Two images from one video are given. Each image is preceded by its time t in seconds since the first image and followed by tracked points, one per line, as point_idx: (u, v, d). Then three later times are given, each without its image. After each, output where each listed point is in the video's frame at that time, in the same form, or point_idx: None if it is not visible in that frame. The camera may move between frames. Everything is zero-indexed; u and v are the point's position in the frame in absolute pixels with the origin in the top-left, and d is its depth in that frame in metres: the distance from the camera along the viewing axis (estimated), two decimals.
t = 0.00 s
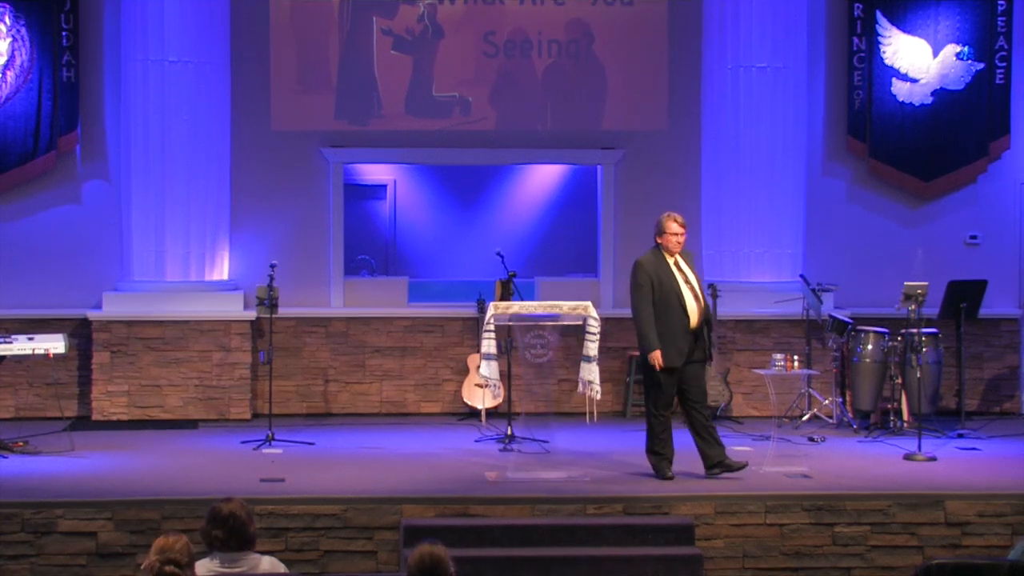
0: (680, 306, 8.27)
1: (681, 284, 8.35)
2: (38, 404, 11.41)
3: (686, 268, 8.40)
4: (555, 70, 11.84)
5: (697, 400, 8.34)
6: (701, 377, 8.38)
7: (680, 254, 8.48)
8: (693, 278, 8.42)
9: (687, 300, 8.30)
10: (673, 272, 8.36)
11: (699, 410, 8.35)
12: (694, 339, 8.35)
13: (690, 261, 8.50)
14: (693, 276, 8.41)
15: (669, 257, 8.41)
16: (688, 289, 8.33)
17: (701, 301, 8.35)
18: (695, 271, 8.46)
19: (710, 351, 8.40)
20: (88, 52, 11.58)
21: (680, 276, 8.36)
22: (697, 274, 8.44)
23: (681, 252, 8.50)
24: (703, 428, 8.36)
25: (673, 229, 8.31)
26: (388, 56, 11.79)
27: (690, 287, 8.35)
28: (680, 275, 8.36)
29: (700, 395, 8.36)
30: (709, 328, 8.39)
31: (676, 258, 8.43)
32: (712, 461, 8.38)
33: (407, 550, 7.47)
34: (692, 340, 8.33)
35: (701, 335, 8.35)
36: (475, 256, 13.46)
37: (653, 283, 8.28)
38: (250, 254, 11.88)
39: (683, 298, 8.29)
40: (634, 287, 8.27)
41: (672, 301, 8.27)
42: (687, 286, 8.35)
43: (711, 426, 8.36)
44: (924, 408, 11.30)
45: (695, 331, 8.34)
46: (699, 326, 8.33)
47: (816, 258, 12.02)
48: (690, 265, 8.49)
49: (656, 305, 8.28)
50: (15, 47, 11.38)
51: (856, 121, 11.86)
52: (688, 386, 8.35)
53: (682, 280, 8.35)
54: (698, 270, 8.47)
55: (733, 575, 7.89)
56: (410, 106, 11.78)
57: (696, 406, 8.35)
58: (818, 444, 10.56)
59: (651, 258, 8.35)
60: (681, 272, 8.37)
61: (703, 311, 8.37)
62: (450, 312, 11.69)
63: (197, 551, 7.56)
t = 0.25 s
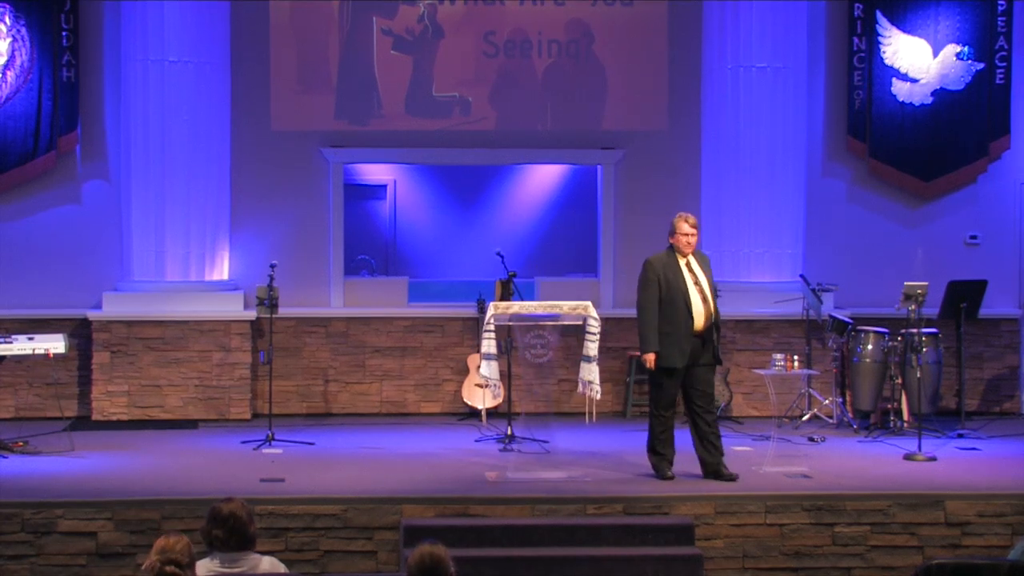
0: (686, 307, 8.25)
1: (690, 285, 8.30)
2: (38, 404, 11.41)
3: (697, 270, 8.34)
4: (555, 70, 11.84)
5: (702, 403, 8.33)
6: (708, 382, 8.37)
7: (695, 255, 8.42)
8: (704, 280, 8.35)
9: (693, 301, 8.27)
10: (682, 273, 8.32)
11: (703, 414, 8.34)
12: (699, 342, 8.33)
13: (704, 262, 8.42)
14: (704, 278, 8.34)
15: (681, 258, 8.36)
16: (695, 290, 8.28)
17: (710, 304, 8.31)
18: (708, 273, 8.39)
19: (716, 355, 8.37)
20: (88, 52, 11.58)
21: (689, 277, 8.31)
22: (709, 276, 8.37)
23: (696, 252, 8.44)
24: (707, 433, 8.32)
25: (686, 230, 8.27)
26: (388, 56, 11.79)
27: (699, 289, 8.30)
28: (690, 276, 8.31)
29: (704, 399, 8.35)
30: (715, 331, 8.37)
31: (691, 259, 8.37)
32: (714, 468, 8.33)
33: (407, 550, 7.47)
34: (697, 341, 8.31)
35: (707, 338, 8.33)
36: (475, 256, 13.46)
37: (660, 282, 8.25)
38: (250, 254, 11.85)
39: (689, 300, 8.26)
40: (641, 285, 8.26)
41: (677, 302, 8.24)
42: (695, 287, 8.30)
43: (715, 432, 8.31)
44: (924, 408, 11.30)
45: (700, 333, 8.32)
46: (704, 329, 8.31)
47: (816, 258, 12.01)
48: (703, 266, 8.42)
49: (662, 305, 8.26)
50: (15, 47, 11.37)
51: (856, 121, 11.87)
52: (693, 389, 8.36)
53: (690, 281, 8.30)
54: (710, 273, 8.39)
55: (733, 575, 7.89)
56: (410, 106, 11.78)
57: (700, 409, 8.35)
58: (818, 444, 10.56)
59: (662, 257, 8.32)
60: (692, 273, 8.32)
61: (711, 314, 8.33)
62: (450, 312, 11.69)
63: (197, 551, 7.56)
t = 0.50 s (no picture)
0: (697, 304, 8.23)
1: (703, 283, 8.27)
2: (38, 404, 11.41)
3: (713, 269, 8.29)
4: (555, 70, 11.84)
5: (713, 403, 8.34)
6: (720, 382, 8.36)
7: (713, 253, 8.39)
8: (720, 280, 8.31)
9: (703, 299, 8.24)
10: (695, 270, 8.29)
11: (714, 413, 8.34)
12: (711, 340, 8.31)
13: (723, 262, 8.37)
14: (718, 277, 8.29)
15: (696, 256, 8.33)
16: (707, 288, 8.24)
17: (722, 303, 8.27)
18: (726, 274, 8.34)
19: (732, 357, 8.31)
20: (88, 52, 11.58)
21: (703, 275, 8.28)
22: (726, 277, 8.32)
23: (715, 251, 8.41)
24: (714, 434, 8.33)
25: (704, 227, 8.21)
26: (388, 56, 11.79)
27: (713, 288, 8.26)
28: (704, 274, 8.27)
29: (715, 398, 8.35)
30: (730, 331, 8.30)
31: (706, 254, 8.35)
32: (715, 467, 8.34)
33: (407, 550, 7.47)
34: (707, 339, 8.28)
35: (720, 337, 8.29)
36: (475, 256, 13.45)
37: (672, 277, 8.26)
38: (250, 254, 11.85)
39: (699, 297, 8.23)
40: (654, 279, 8.29)
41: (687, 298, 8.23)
42: (708, 285, 8.26)
43: (722, 435, 8.31)
44: (924, 408, 11.31)
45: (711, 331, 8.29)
46: (715, 327, 8.28)
47: (816, 258, 12.01)
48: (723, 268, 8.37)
49: (672, 300, 8.27)
50: (15, 47, 11.38)
51: (856, 121, 11.86)
52: (703, 387, 8.37)
53: (703, 279, 8.27)
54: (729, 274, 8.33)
55: (733, 575, 7.89)
56: (410, 106, 11.78)
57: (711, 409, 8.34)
58: (818, 444, 10.57)
59: (678, 253, 8.33)
60: (707, 272, 8.28)
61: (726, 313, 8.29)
62: (450, 312, 11.69)
63: (197, 551, 7.56)
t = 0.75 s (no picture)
0: (697, 302, 8.23)
1: (706, 282, 8.23)
2: (38, 404, 11.42)
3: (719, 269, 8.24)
4: (555, 70, 11.84)
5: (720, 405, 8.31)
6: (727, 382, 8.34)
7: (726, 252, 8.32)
8: (726, 281, 8.25)
9: (703, 299, 8.23)
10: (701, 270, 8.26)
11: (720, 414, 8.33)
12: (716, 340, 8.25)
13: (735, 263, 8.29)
14: (723, 278, 8.25)
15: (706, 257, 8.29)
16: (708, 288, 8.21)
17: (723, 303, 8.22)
18: (736, 276, 8.25)
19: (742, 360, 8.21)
20: (88, 52, 11.57)
21: (708, 275, 8.24)
22: (734, 279, 8.24)
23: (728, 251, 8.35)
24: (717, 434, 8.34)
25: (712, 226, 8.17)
26: (387, 56, 11.79)
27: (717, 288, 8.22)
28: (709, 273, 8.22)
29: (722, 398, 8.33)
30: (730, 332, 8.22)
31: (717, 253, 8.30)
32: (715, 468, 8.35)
33: (407, 550, 7.47)
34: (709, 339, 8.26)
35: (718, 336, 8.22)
36: (475, 256, 13.45)
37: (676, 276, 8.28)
38: (250, 254, 11.83)
39: (699, 295, 8.22)
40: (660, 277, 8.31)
41: (687, 295, 8.23)
42: (712, 285, 8.23)
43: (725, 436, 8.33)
44: (924, 408, 11.32)
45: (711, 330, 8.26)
46: (713, 325, 8.24)
47: (816, 258, 12.00)
48: (732, 269, 8.28)
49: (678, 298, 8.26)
50: (15, 47, 11.38)
51: (856, 121, 11.86)
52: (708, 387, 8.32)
53: (708, 279, 8.22)
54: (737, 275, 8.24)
55: (733, 575, 7.89)
56: (410, 106, 11.77)
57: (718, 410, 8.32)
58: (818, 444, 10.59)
59: (686, 252, 8.31)
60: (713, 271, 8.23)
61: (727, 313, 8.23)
62: (450, 312, 11.69)
63: (197, 551, 7.56)
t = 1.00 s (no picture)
0: (692, 301, 8.20)
1: (704, 282, 8.19)
2: (38, 404, 11.42)
3: (719, 269, 8.18)
4: (555, 70, 11.84)
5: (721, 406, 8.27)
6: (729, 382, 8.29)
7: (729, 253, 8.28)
8: (725, 281, 8.17)
9: (698, 297, 8.19)
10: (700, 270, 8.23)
11: (720, 415, 8.30)
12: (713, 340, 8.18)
13: (737, 263, 8.22)
14: (722, 277, 8.18)
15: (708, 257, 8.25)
16: (704, 288, 8.17)
17: (718, 302, 8.15)
18: (735, 276, 8.17)
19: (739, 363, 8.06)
20: (88, 52, 11.57)
21: (707, 275, 8.19)
22: (732, 278, 8.16)
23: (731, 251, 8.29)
24: (717, 434, 8.35)
25: (713, 226, 8.15)
26: (388, 56, 11.79)
27: (715, 287, 8.16)
28: (708, 273, 8.17)
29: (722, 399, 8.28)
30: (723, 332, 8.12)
31: (720, 254, 8.27)
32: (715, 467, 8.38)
33: (407, 550, 7.47)
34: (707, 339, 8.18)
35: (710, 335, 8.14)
36: (474, 256, 13.44)
37: (676, 276, 8.28)
38: (250, 254, 11.85)
39: (694, 295, 8.19)
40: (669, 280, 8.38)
41: (684, 295, 8.23)
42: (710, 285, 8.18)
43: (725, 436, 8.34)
44: (924, 408, 11.33)
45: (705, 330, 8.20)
46: (707, 325, 8.17)
47: (816, 258, 12.00)
48: (732, 269, 8.21)
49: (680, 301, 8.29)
50: (15, 47, 11.38)
51: (856, 121, 11.86)
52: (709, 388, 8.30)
53: (706, 280, 8.18)
54: (737, 275, 8.16)
55: (733, 575, 7.88)
56: (410, 106, 11.77)
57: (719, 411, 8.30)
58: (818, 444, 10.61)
59: (689, 252, 8.29)
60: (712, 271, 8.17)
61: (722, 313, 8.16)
62: (450, 312, 11.70)
63: (197, 551, 7.56)
